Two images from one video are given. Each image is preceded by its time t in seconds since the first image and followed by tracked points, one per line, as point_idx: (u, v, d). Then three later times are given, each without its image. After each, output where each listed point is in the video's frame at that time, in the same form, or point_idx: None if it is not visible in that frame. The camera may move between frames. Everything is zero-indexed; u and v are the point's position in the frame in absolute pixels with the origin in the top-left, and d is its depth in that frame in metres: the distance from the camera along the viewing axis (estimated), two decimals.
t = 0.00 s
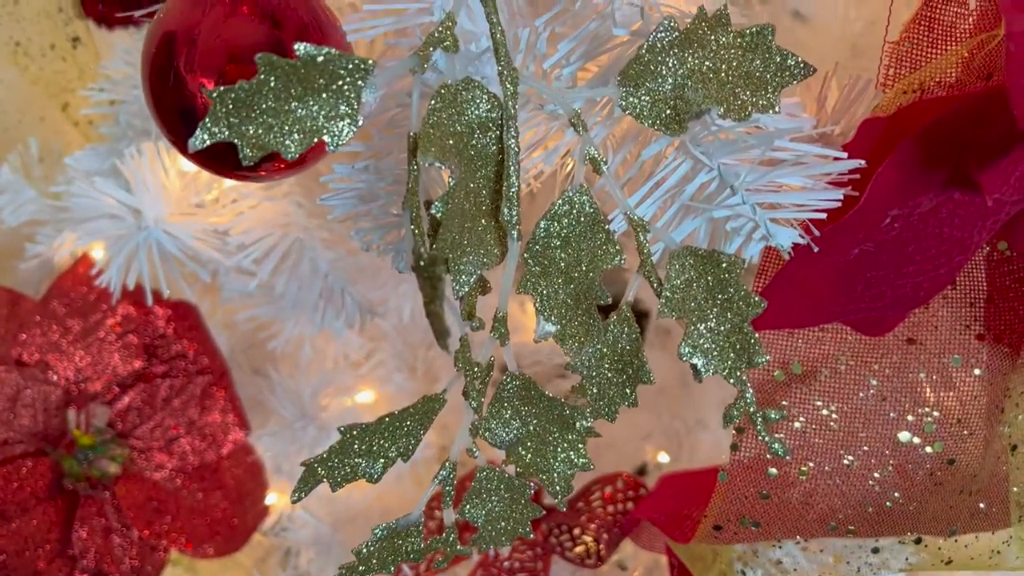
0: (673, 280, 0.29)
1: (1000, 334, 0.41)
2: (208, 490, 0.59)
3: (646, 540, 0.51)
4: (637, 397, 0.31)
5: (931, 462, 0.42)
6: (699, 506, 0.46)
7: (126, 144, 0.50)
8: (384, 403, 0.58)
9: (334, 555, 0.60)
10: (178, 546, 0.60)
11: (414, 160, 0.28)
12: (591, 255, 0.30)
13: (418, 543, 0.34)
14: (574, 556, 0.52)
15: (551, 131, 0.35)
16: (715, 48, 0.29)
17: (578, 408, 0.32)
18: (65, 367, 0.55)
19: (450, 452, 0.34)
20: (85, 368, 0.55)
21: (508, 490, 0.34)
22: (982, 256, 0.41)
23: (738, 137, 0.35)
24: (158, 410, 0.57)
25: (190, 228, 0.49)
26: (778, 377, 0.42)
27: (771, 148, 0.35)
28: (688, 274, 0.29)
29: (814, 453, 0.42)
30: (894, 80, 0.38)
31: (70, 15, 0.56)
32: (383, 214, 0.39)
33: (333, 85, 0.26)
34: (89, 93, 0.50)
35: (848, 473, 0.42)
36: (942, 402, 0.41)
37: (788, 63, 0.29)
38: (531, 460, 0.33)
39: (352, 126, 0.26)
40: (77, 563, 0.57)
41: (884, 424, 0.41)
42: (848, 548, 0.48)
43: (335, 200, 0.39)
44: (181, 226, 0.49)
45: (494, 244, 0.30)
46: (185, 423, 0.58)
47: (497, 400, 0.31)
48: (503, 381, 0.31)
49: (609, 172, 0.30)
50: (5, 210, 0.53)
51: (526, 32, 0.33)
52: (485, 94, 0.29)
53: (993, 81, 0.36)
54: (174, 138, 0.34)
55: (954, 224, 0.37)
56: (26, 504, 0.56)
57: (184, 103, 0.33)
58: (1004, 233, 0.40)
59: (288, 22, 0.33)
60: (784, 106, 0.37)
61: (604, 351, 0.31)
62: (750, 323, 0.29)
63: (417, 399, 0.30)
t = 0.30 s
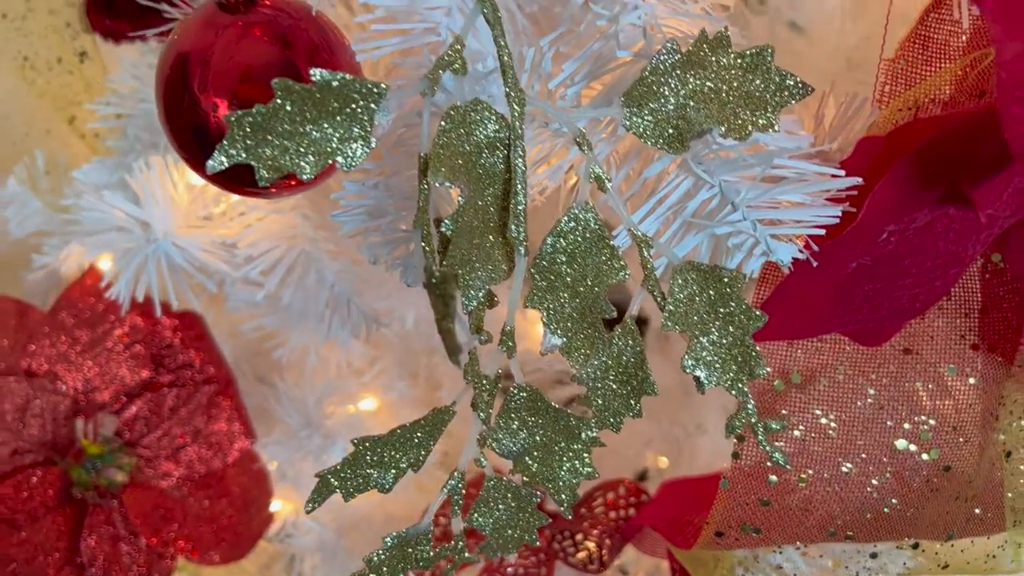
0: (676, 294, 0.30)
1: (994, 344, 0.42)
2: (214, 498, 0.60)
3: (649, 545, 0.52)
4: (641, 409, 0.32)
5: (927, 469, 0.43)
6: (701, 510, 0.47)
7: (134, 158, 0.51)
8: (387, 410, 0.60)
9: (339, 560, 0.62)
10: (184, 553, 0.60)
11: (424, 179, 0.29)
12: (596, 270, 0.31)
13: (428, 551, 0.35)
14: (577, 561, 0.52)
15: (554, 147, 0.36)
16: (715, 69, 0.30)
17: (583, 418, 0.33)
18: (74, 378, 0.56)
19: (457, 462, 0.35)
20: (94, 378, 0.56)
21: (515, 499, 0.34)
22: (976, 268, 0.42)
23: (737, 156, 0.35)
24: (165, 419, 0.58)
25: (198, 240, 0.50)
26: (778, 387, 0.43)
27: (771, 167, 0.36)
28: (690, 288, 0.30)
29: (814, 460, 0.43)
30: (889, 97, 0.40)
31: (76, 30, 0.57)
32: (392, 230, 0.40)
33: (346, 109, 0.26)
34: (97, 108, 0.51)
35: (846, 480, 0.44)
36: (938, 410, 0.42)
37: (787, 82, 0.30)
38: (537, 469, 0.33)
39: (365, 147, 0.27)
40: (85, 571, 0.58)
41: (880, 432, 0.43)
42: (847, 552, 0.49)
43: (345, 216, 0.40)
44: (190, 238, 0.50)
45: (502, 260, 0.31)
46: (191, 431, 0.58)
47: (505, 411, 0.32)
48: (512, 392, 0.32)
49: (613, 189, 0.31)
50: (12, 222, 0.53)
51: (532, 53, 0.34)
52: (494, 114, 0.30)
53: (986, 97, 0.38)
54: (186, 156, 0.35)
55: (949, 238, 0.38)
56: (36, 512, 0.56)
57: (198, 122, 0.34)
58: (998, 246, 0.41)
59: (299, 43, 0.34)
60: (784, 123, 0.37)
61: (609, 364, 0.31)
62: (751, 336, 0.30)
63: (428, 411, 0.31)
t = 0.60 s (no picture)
0: (705, 329, 0.31)
1: (1004, 371, 0.43)
2: (233, 519, 0.61)
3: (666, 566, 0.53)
4: (671, 440, 0.33)
5: (942, 492, 0.45)
6: (722, 531, 0.50)
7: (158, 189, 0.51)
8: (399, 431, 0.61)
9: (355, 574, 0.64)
10: None
11: (462, 223, 0.31)
12: (626, 306, 0.32)
13: None
14: None
15: (581, 184, 0.37)
16: (739, 114, 0.31)
17: (612, 448, 0.34)
18: (97, 404, 0.57)
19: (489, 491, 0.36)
20: (117, 403, 0.57)
21: (545, 526, 0.36)
22: (986, 299, 0.43)
23: (762, 198, 0.37)
24: (186, 442, 0.58)
25: (223, 269, 0.51)
26: (796, 415, 0.44)
27: (796, 209, 0.37)
28: (718, 325, 0.31)
29: (831, 485, 0.45)
30: (902, 136, 0.42)
31: (98, 61, 0.58)
32: (423, 266, 0.41)
33: (392, 159, 0.28)
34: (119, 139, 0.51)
35: (862, 505, 0.45)
36: (951, 436, 0.44)
37: (810, 127, 0.32)
38: (566, 497, 0.34)
39: (408, 194, 0.28)
40: None
41: (897, 456, 0.44)
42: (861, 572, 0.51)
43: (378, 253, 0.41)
44: (214, 268, 0.51)
45: (536, 297, 0.32)
46: (211, 454, 0.59)
47: (538, 442, 0.33)
48: (544, 425, 0.33)
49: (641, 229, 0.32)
50: (30, 247, 0.54)
51: (558, 95, 0.35)
52: (527, 158, 0.31)
53: (995, 137, 0.41)
54: (223, 196, 0.36)
55: (963, 273, 0.39)
56: (60, 537, 0.57)
57: (236, 163, 0.35)
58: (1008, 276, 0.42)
59: (333, 85, 0.35)
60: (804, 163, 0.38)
61: (638, 397, 0.32)
62: (777, 370, 0.31)
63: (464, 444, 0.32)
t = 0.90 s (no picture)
0: (740, 350, 0.32)
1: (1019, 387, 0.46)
2: (254, 537, 0.61)
3: None
4: (708, 458, 0.34)
5: (962, 503, 0.47)
6: (742, 541, 0.51)
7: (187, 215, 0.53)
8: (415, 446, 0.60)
9: None
10: None
11: (508, 250, 0.32)
12: (664, 328, 0.33)
13: None
14: None
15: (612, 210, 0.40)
16: (771, 144, 0.32)
17: (650, 466, 0.35)
18: (122, 426, 0.57)
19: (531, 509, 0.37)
20: (141, 426, 0.58)
21: (584, 541, 0.36)
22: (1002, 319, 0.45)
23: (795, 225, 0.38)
24: (209, 462, 0.59)
25: (250, 294, 0.52)
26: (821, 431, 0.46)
27: (831, 236, 0.38)
28: (754, 346, 0.32)
29: (857, 497, 0.47)
30: (920, 162, 0.46)
31: (122, 87, 0.58)
32: (461, 291, 0.43)
33: (445, 191, 0.30)
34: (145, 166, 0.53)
35: (887, 516, 0.47)
36: (970, 449, 0.46)
37: (837, 157, 0.33)
38: (604, 514, 0.35)
39: (460, 226, 0.30)
40: None
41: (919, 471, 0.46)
42: None
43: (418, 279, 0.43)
44: (242, 293, 0.52)
45: (576, 319, 0.33)
46: (234, 474, 0.60)
47: (578, 460, 0.35)
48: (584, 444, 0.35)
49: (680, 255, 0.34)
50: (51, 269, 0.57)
51: (593, 125, 0.38)
52: (568, 188, 0.32)
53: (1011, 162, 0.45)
54: (269, 224, 0.38)
55: (982, 292, 0.41)
56: (90, 559, 0.57)
57: (282, 192, 0.37)
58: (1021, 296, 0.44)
59: (376, 117, 0.36)
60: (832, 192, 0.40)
61: (677, 417, 0.33)
62: (811, 390, 0.32)
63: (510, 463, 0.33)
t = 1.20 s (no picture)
0: (811, 386, 0.34)
1: None
2: (298, 565, 0.62)
3: None
4: (779, 487, 0.36)
5: (1010, 525, 0.49)
6: (783, 563, 0.54)
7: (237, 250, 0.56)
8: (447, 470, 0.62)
9: None
10: None
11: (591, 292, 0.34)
12: (738, 365, 0.35)
13: None
14: None
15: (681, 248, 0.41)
16: (836, 190, 0.34)
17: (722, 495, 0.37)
18: (176, 456, 0.59)
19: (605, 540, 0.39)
20: (194, 455, 0.59)
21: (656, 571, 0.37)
22: None
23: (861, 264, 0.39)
24: (256, 490, 0.59)
25: (307, 327, 0.54)
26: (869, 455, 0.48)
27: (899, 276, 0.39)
28: (824, 381, 0.34)
29: (909, 519, 0.49)
30: (966, 201, 0.46)
31: (168, 125, 0.60)
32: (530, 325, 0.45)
33: (539, 240, 0.32)
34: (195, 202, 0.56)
35: (939, 537, 0.49)
36: (1017, 473, 0.47)
37: (897, 202, 0.35)
38: (676, 543, 0.36)
39: (550, 272, 0.32)
40: None
41: (971, 496, 0.48)
42: None
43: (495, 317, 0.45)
44: (300, 325, 0.54)
45: (654, 356, 0.34)
46: (279, 502, 0.60)
47: (653, 491, 0.36)
48: (660, 475, 0.36)
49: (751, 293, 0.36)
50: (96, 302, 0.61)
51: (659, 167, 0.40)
52: (646, 232, 0.34)
53: None
54: (350, 264, 0.40)
55: None
56: None
57: (363, 233, 0.39)
58: None
59: (453, 164, 0.38)
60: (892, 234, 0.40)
61: (750, 448, 0.35)
62: (879, 422, 0.34)
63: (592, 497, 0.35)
